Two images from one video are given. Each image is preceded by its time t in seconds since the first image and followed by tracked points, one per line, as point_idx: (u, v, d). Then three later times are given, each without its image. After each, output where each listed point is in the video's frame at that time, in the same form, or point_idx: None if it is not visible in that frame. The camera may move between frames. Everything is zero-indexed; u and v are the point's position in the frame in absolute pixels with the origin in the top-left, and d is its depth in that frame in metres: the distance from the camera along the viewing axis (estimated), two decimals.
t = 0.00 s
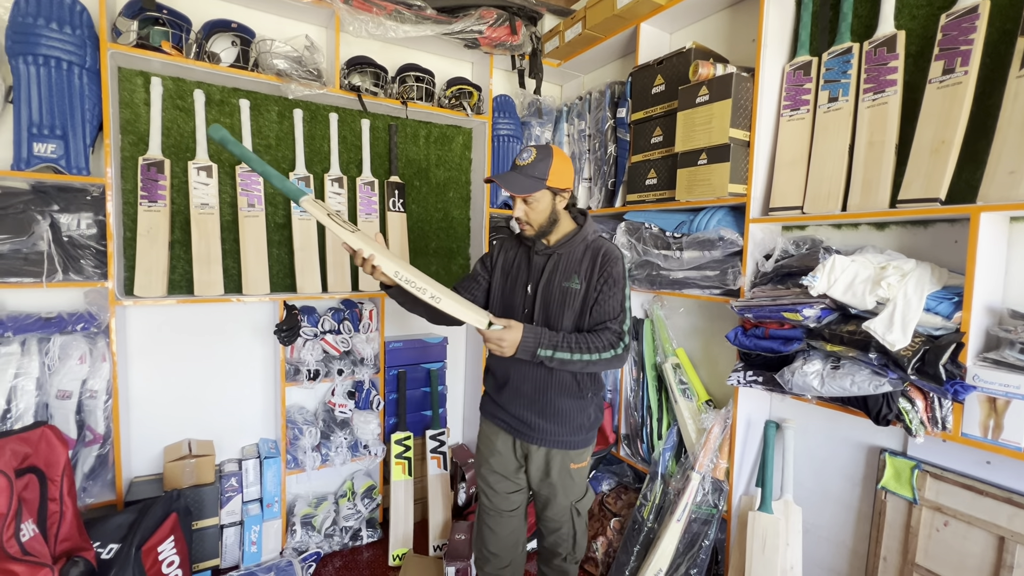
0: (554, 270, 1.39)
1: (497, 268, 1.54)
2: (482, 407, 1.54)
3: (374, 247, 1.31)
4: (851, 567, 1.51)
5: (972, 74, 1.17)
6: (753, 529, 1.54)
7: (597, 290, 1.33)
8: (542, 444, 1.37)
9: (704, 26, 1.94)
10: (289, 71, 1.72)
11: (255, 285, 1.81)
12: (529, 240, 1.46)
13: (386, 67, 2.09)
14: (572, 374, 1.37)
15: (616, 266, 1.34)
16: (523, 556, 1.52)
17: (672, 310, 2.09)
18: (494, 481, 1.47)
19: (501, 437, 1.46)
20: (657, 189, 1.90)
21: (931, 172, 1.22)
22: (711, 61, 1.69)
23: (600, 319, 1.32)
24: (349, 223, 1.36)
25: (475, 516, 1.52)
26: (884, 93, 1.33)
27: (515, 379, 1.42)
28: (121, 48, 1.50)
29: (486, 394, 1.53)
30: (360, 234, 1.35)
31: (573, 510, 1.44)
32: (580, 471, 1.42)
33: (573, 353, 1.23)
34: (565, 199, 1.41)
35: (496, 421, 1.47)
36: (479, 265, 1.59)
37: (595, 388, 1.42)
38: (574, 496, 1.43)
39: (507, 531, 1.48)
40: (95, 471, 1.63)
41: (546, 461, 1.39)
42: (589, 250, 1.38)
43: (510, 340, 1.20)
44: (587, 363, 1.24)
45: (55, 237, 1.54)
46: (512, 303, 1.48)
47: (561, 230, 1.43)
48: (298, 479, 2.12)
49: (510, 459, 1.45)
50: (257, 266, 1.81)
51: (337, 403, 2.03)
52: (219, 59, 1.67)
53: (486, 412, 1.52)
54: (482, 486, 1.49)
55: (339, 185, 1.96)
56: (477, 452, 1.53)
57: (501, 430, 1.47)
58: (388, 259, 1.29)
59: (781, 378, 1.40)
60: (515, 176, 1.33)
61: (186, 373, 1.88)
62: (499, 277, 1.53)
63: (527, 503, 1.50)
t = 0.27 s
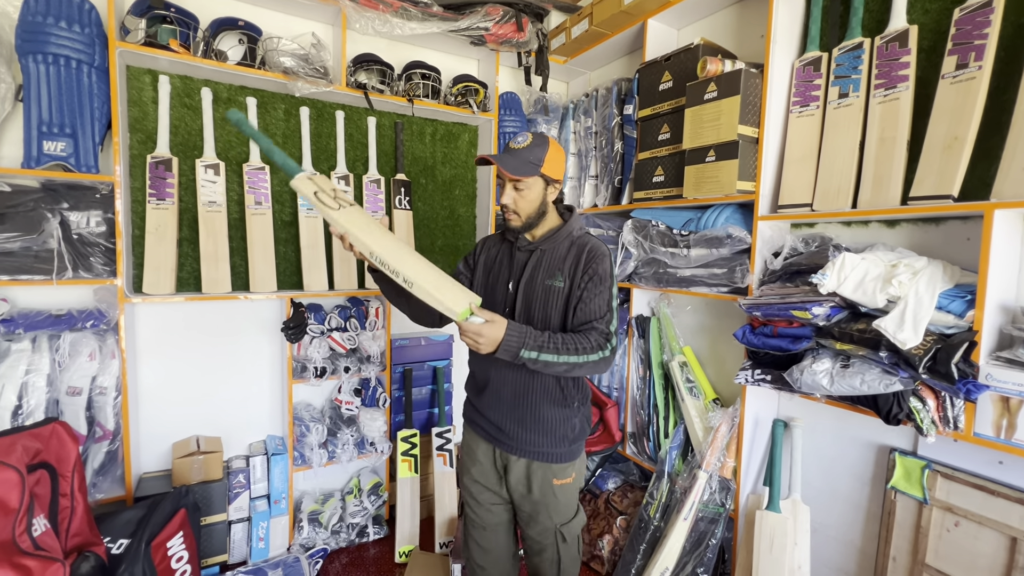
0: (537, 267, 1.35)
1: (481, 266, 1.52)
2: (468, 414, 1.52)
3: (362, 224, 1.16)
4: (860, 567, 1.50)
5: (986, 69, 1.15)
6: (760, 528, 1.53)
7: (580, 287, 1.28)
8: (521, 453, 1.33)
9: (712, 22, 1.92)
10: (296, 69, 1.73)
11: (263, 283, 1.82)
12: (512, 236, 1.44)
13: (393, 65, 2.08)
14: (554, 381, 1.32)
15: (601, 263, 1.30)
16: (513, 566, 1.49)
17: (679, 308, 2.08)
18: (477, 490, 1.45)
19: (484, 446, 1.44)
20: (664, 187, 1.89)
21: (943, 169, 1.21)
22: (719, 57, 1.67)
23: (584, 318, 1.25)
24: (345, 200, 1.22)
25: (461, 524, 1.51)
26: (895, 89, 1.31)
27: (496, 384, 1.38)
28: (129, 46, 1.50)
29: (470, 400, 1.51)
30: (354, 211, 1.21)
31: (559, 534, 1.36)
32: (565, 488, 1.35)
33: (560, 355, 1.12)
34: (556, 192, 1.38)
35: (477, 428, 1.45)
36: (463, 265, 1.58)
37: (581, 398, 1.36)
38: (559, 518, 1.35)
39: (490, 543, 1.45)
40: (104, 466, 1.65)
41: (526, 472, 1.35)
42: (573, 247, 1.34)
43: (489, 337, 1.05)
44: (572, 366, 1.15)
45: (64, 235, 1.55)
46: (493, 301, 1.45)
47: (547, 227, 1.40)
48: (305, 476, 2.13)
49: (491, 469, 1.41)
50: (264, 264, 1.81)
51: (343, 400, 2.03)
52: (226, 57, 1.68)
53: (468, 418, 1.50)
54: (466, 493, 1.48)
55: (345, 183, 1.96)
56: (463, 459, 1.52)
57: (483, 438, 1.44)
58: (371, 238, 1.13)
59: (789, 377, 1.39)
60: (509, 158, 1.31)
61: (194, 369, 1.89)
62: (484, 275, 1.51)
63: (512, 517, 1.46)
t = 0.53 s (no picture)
0: (527, 262, 1.27)
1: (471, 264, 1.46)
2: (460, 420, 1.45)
3: (368, 208, 1.13)
4: (870, 567, 1.49)
5: (1003, 63, 1.13)
6: (769, 528, 1.52)
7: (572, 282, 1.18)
8: (508, 462, 1.25)
9: (721, 18, 1.91)
10: (302, 66, 1.72)
11: (270, 280, 1.82)
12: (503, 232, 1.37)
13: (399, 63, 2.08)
14: (542, 384, 1.22)
15: (594, 257, 1.20)
16: None
17: (686, 306, 2.07)
18: (468, 500, 1.38)
19: (473, 454, 1.36)
20: (672, 184, 1.88)
21: (958, 166, 1.19)
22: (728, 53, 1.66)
23: (577, 310, 1.12)
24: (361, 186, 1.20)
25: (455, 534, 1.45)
26: (909, 84, 1.29)
27: (481, 389, 1.29)
28: (138, 45, 1.51)
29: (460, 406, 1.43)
30: (367, 198, 1.19)
31: (546, 554, 1.24)
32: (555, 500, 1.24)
33: (560, 352, 0.96)
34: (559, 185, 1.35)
35: (465, 435, 1.38)
36: (454, 264, 1.52)
37: (572, 402, 1.25)
38: (547, 536, 1.24)
39: (483, 554, 1.40)
40: (115, 463, 1.66)
41: (514, 482, 1.26)
42: (566, 241, 1.26)
43: (478, 331, 0.86)
44: (570, 366, 0.98)
45: (74, 233, 1.56)
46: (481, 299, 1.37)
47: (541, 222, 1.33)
48: (313, 473, 2.14)
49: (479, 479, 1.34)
50: (271, 261, 1.82)
51: (350, 398, 2.04)
52: (234, 55, 1.68)
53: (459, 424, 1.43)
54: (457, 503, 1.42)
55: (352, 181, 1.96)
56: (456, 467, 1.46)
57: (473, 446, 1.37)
58: (370, 218, 1.09)
59: (799, 376, 1.38)
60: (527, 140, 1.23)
61: (201, 367, 1.90)
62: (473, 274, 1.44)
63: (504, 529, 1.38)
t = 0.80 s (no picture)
0: (531, 274, 1.14)
1: (474, 273, 1.35)
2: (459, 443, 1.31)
3: (375, 202, 1.05)
4: (882, 568, 1.47)
5: (1022, 56, 1.11)
6: (779, 528, 1.51)
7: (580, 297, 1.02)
8: (503, 500, 1.10)
9: (731, 11, 1.88)
10: (309, 63, 1.72)
11: (277, 278, 1.82)
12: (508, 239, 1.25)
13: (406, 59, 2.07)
14: (542, 415, 1.05)
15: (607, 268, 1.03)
16: None
17: (695, 304, 2.06)
18: (461, 534, 1.24)
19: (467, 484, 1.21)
20: (681, 180, 1.86)
21: (975, 161, 1.17)
22: (739, 47, 1.64)
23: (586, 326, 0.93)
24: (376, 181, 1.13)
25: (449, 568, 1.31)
26: (925, 77, 1.27)
27: (476, 415, 1.15)
28: (146, 42, 1.51)
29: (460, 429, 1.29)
30: (378, 193, 1.10)
31: None
32: (555, 550, 1.06)
33: (570, 377, 0.73)
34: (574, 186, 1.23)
35: (460, 462, 1.24)
36: (457, 274, 1.40)
37: (578, 438, 1.06)
38: None
39: None
40: (125, 459, 1.67)
41: (508, 523, 1.10)
42: (576, 251, 1.11)
43: (462, 346, 0.65)
44: (584, 396, 0.75)
45: (84, 231, 1.57)
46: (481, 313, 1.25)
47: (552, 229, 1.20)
48: (320, 470, 2.14)
49: (473, 512, 1.19)
50: (279, 259, 1.82)
51: (358, 395, 2.07)
52: (241, 53, 1.68)
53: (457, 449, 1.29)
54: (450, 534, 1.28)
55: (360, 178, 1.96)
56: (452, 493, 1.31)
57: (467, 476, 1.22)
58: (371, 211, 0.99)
59: (811, 375, 1.36)
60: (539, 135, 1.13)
61: (209, 364, 1.91)
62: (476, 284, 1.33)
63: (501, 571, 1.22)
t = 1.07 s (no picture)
0: (574, 278, 0.86)
1: (498, 264, 1.06)
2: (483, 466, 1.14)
3: (372, 179, 0.84)
4: (898, 569, 1.45)
5: None
6: (792, 527, 1.49)
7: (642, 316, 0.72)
8: (536, 551, 0.93)
9: (744, 3, 1.85)
10: (318, 59, 1.72)
11: (287, 274, 1.83)
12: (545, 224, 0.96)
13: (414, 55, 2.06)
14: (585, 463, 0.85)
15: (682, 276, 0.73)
16: None
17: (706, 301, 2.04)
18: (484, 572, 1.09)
19: (492, 520, 1.05)
20: (692, 175, 1.84)
21: (997, 153, 1.14)
22: (752, 39, 1.61)
23: (640, 367, 0.66)
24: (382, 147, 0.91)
25: None
26: (944, 68, 1.24)
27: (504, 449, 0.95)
28: (156, 39, 1.51)
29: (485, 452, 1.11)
30: (383, 165, 0.89)
31: None
32: None
33: (598, 451, 0.55)
34: (637, 154, 0.86)
35: (485, 493, 1.07)
36: (479, 264, 1.11)
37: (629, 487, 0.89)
38: None
39: None
40: (138, 454, 1.69)
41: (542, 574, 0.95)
42: (639, 249, 0.82)
43: (435, 399, 0.52)
44: (625, 471, 0.56)
45: (96, 228, 1.58)
46: (505, 320, 0.98)
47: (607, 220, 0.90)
48: (330, 465, 2.15)
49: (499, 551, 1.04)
50: (288, 256, 1.82)
51: (367, 391, 2.06)
52: (250, 49, 1.68)
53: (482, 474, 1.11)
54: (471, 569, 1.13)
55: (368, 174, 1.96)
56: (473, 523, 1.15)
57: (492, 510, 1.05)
58: (369, 199, 0.80)
59: (825, 371, 1.34)
60: (586, 81, 0.78)
61: (220, 360, 1.92)
62: (499, 279, 1.05)
63: None
